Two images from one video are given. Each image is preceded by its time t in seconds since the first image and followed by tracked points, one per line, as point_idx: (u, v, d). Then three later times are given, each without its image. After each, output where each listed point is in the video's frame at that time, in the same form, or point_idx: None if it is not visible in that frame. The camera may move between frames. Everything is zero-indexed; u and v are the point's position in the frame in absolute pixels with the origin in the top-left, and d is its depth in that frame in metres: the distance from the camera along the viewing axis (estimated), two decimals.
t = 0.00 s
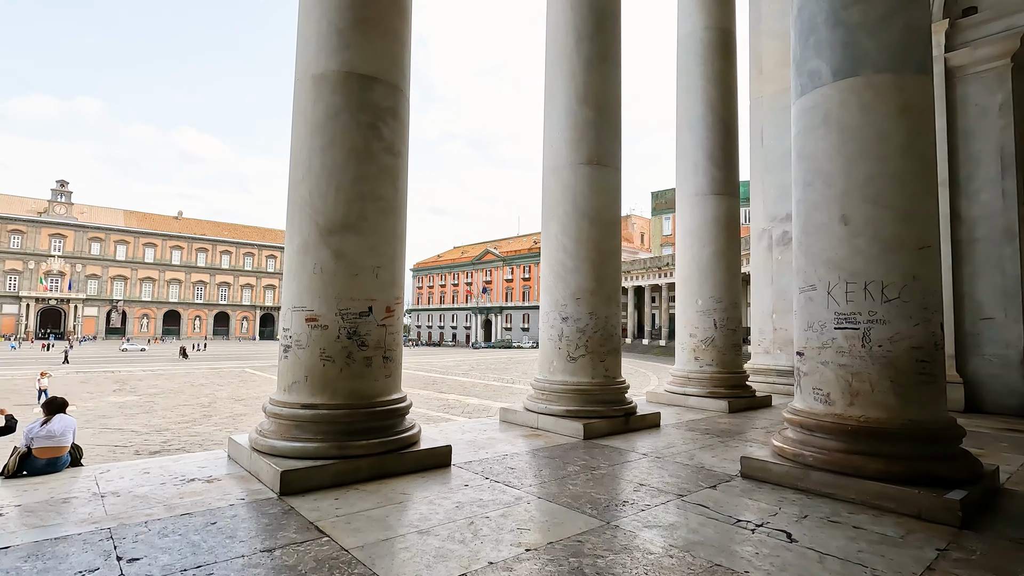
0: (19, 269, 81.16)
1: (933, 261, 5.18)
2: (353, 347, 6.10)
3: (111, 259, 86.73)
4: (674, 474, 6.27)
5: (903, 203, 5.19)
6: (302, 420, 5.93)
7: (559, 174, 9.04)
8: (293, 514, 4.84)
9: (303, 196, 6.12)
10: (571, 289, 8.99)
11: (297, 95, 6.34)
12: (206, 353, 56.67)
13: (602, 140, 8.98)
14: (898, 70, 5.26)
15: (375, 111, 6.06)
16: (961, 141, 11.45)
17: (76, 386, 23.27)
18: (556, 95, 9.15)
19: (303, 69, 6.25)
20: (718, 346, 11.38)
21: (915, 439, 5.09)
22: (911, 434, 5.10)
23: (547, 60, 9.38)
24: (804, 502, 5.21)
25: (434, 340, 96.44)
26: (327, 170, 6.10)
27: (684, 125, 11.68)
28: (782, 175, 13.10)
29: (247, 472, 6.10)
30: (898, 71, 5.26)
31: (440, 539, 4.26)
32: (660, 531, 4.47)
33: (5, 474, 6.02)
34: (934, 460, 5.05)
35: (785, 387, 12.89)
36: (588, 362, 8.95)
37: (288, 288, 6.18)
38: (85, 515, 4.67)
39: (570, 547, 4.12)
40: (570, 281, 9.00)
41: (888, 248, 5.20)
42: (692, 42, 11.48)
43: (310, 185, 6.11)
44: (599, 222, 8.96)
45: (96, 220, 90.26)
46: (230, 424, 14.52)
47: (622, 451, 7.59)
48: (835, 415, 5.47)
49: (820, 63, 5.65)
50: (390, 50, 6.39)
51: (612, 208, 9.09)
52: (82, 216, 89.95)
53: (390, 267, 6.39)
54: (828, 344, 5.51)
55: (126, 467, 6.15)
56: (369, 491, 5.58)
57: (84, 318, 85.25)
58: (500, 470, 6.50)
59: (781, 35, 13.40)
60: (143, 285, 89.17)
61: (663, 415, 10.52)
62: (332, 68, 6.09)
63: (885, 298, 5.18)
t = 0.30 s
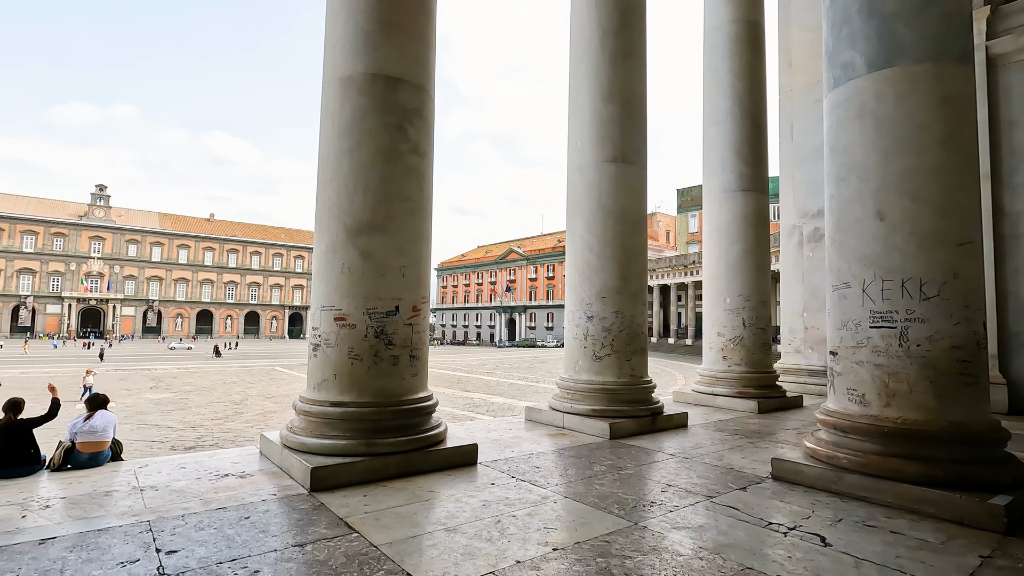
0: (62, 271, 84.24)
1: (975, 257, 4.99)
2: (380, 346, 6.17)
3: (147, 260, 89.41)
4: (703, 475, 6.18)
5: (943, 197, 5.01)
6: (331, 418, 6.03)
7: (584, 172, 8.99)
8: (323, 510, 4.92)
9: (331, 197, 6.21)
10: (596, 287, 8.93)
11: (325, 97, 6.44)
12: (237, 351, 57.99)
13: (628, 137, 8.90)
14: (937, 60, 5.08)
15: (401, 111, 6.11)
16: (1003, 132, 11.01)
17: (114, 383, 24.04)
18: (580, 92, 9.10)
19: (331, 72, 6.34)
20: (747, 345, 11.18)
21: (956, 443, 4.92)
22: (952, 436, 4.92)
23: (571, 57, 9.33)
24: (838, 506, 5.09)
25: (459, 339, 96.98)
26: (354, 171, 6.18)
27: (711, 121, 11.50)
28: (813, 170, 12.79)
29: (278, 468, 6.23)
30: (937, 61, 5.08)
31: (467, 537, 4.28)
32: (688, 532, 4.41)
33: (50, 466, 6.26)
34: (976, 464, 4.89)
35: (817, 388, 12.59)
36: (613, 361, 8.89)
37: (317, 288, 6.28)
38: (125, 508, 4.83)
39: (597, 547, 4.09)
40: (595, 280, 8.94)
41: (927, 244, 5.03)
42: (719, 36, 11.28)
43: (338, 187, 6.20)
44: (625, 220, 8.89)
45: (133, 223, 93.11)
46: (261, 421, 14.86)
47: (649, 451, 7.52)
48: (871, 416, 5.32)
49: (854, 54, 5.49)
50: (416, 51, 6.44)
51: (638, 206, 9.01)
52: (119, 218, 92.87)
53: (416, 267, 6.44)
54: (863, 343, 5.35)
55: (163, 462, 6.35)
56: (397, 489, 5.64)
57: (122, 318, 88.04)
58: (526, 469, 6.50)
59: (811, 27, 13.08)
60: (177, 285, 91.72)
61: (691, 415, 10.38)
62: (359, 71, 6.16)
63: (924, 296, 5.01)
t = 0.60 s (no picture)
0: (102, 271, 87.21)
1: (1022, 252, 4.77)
2: (407, 344, 6.23)
3: (181, 261, 91.96)
4: (733, 476, 6.07)
5: (987, 190, 4.81)
6: (359, 415, 6.11)
7: (610, 169, 8.91)
8: (353, 506, 4.99)
9: (359, 197, 6.29)
10: (622, 285, 8.86)
11: (352, 98, 6.52)
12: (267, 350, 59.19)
13: (654, 133, 8.80)
14: (980, 47, 4.88)
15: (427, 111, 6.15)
16: None
17: (151, 380, 24.81)
18: (605, 88, 9.02)
19: (358, 73, 6.42)
20: (777, 343, 10.95)
21: (1001, 445, 4.72)
22: (997, 438, 4.71)
23: (595, 54, 9.26)
24: (875, 509, 4.95)
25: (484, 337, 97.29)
26: (381, 171, 6.25)
27: (740, 116, 11.27)
28: (847, 164, 12.44)
29: (309, 464, 6.35)
30: (980, 47, 4.88)
31: (494, 535, 4.29)
32: (719, 533, 4.34)
33: (93, 461, 6.49)
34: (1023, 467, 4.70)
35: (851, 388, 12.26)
36: (640, 359, 8.80)
37: (346, 287, 6.37)
38: (164, 501, 4.98)
39: (626, 547, 4.06)
40: (622, 278, 8.86)
41: (970, 238, 4.83)
42: (747, 28, 11.06)
43: (365, 187, 6.28)
44: (652, 218, 8.79)
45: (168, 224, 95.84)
46: (291, 418, 15.15)
47: (677, 450, 7.43)
48: (910, 417, 5.16)
49: (891, 43, 5.33)
50: (441, 51, 6.47)
51: (664, 203, 8.90)
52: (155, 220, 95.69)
53: (443, 266, 6.48)
54: (901, 341, 5.19)
55: (199, 457, 6.52)
56: (425, 486, 5.69)
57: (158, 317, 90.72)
58: (553, 467, 6.49)
59: (844, 16, 12.71)
60: (210, 285, 94.11)
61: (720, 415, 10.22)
62: (385, 71, 6.22)
63: (967, 292, 4.82)
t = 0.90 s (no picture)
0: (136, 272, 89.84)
1: None
2: (432, 342, 6.26)
3: (211, 261, 94.13)
4: (762, 477, 5.97)
5: None
6: (385, 413, 6.17)
7: (634, 166, 8.83)
8: (380, 502, 5.04)
9: (384, 197, 6.35)
10: (647, 283, 8.77)
11: (376, 100, 6.58)
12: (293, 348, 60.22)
13: (679, 128, 8.68)
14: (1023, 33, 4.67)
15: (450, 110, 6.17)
16: None
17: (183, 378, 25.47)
18: (628, 84, 8.94)
19: (382, 74, 6.48)
20: (807, 342, 10.71)
21: None
22: None
23: (619, 50, 9.17)
24: (912, 512, 4.80)
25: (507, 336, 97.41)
26: (406, 171, 6.29)
27: (767, 109, 11.05)
28: (879, 158, 12.10)
29: (337, 461, 6.44)
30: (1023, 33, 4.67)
31: (520, 534, 4.29)
32: (749, 535, 4.27)
33: (131, 455, 6.70)
34: None
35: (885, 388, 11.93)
36: (666, 358, 8.70)
37: (372, 286, 6.45)
38: (198, 495, 5.11)
39: (653, 547, 4.02)
40: (646, 276, 8.77)
41: (1013, 232, 4.63)
42: (775, 20, 10.82)
43: (390, 187, 6.33)
44: (677, 215, 8.68)
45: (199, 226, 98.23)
46: (317, 415, 15.39)
47: (704, 450, 7.33)
48: (948, 418, 5.00)
49: (927, 32, 5.15)
50: (464, 50, 6.48)
51: (690, 199, 8.78)
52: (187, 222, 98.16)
53: (467, 265, 6.50)
54: (939, 340, 5.03)
55: (231, 453, 6.67)
56: (451, 483, 5.72)
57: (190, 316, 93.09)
58: (578, 467, 6.46)
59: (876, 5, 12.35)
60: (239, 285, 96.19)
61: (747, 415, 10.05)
62: (409, 72, 6.27)
63: (1010, 289, 4.62)
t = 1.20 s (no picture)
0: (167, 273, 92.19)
1: None
2: (455, 341, 6.29)
3: (238, 262, 96.03)
4: (791, 478, 5.85)
5: None
6: (409, 411, 6.22)
7: (656, 163, 8.73)
8: (404, 500, 5.08)
9: (407, 197, 6.40)
10: (671, 281, 8.67)
11: (399, 100, 6.63)
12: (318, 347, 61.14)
13: (702, 124, 8.56)
14: None
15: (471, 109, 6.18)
16: None
17: (212, 376, 26.09)
18: (651, 80, 8.84)
19: (404, 75, 6.52)
20: (836, 340, 10.48)
21: None
22: None
23: (641, 46, 9.08)
24: (949, 516, 4.66)
25: (528, 335, 97.41)
26: (428, 171, 6.33)
27: (794, 103, 10.82)
28: (911, 151, 11.76)
29: (362, 459, 6.52)
30: None
31: (544, 533, 4.28)
32: (777, 537, 4.19)
33: (163, 451, 6.87)
34: None
35: (918, 388, 11.60)
36: (690, 357, 8.59)
37: (396, 285, 6.50)
38: (228, 491, 5.22)
39: (680, 548, 3.98)
40: (670, 274, 8.67)
41: None
42: (801, 12, 10.59)
43: (412, 187, 6.37)
44: (701, 212, 8.56)
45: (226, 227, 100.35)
46: (341, 413, 15.61)
47: (730, 451, 7.22)
48: (986, 419, 4.85)
49: (963, 20, 4.99)
50: (486, 49, 6.49)
51: (715, 196, 8.65)
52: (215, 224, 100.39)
53: (489, 263, 6.51)
54: (976, 338, 4.87)
55: (259, 450, 6.79)
56: (474, 482, 5.74)
57: (218, 316, 95.17)
58: (602, 466, 6.42)
59: None
60: (265, 285, 97.99)
61: (774, 415, 9.87)
62: (431, 72, 6.30)
63: None
